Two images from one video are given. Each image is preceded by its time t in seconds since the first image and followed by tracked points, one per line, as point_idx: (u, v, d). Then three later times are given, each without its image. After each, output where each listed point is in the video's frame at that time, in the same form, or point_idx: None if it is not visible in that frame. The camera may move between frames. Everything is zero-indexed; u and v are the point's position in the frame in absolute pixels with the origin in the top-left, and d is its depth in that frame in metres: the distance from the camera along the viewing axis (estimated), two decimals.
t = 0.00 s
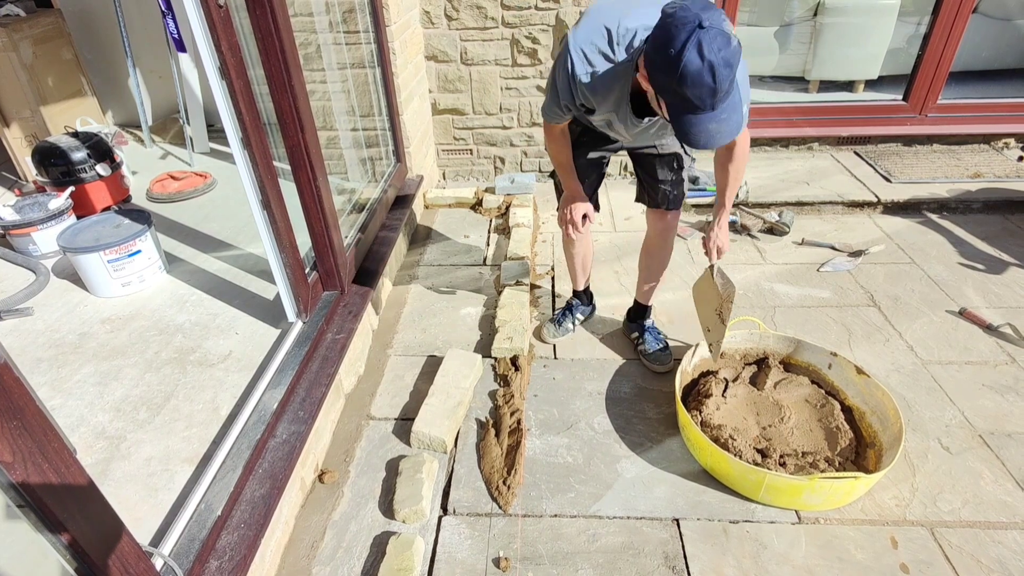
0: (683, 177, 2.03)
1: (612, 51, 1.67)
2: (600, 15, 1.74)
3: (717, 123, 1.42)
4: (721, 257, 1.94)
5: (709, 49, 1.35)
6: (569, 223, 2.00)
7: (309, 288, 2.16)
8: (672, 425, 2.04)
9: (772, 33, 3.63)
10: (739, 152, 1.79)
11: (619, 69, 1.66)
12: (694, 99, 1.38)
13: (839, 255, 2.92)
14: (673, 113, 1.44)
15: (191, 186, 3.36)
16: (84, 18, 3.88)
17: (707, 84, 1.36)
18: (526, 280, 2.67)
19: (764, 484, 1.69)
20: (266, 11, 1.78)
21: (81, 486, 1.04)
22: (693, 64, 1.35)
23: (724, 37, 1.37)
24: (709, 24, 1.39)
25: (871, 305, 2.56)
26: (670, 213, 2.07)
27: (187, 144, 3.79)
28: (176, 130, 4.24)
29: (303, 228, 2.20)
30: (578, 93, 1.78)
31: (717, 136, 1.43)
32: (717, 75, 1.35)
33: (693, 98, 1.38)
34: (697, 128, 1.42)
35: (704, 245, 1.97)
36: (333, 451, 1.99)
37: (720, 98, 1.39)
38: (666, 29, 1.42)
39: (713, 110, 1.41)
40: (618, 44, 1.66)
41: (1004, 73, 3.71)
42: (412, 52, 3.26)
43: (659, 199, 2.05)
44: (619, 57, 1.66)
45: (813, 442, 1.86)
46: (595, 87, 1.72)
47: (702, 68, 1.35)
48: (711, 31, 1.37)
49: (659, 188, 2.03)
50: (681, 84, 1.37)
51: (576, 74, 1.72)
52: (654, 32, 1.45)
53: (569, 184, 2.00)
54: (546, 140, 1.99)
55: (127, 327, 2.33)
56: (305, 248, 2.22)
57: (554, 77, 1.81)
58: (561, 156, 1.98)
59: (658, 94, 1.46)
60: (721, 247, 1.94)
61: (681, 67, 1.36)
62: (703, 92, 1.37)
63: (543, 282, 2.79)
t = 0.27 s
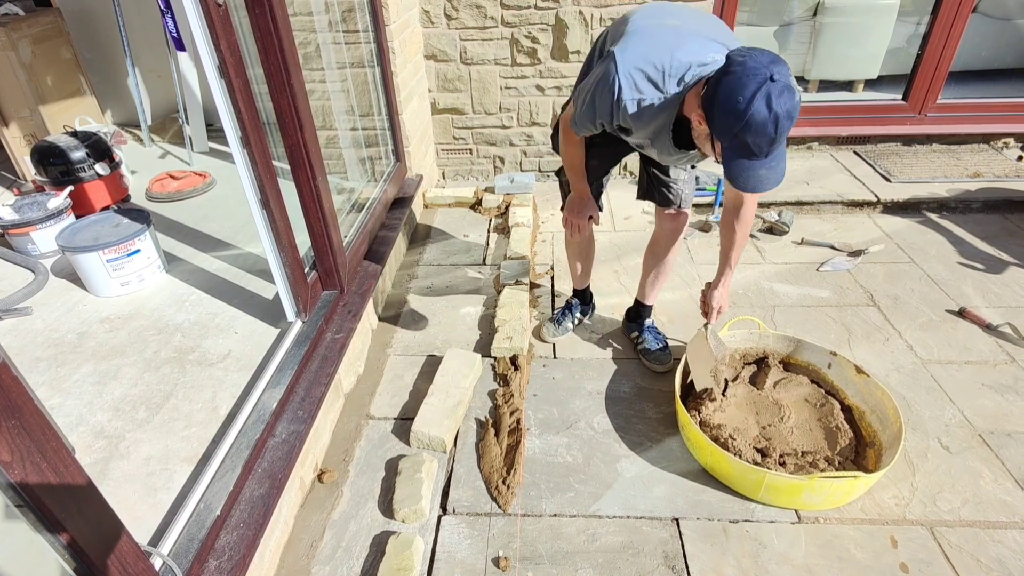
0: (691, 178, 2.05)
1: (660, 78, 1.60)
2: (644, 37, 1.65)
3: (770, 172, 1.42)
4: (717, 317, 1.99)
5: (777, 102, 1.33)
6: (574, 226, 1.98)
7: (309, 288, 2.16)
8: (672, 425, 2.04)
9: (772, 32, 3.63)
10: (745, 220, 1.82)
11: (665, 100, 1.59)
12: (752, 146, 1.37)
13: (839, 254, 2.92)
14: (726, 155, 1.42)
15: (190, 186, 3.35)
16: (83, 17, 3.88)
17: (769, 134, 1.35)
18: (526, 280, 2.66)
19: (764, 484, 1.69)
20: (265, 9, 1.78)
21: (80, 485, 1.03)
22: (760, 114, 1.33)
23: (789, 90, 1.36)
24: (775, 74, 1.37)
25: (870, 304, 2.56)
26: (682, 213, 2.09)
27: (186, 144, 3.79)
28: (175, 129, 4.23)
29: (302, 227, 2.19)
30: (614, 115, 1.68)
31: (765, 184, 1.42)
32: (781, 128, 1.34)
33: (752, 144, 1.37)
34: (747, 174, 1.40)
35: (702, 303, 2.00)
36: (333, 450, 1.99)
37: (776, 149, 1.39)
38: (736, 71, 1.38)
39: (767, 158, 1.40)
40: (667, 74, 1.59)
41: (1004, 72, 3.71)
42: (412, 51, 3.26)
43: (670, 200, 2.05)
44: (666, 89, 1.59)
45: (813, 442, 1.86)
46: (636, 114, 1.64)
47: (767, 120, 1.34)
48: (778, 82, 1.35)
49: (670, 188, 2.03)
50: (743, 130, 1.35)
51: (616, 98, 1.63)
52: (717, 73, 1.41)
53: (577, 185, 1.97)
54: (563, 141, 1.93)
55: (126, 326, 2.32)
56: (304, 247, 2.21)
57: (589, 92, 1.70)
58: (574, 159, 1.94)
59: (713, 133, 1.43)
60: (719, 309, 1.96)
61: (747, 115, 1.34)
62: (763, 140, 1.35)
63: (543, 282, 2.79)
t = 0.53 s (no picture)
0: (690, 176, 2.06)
1: (691, 80, 1.56)
2: (671, 43, 1.62)
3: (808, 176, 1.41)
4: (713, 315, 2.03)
5: (823, 103, 1.33)
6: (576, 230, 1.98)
7: (309, 287, 2.16)
8: (672, 424, 2.04)
9: (772, 32, 3.63)
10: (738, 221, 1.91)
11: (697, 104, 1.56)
12: (795, 147, 1.35)
13: (839, 254, 2.92)
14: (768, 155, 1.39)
15: (190, 185, 3.35)
16: (83, 16, 3.88)
17: (814, 135, 1.34)
18: (526, 279, 2.67)
19: (764, 483, 1.69)
20: (265, 9, 1.78)
21: (80, 485, 1.03)
22: (806, 115, 1.32)
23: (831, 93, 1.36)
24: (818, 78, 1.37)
25: (870, 304, 2.56)
26: (683, 212, 2.09)
27: (186, 143, 3.79)
28: (175, 128, 4.23)
29: (302, 227, 2.19)
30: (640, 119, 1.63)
31: (803, 187, 1.39)
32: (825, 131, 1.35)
33: (795, 144, 1.35)
34: (785, 175, 1.38)
35: (698, 303, 2.05)
36: (333, 450, 1.99)
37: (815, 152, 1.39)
38: (781, 71, 1.36)
39: (805, 161, 1.38)
40: (699, 79, 1.56)
41: (1003, 72, 3.71)
42: (412, 50, 3.26)
43: (672, 199, 2.06)
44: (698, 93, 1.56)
45: (812, 441, 1.86)
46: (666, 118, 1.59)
47: (813, 120, 1.33)
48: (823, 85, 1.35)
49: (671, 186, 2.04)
50: (789, 129, 1.34)
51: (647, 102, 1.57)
52: (759, 74, 1.39)
53: (582, 189, 1.96)
54: (574, 146, 1.89)
55: (126, 325, 2.32)
56: (304, 247, 2.22)
57: (613, 94, 1.63)
58: (583, 166, 1.92)
59: (754, 133, 1.40)
60: (716, 310, 2.01)
61: (795, 115, 1.32)
62: (807, 140, 1.34)
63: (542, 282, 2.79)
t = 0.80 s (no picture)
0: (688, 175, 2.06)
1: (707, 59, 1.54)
2: (681, 26, 1.60)
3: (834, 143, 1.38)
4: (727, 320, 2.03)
5: (849, 63, 1.32)
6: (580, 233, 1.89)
7: (308, 286, 2.16)
8: (671, 423, 2.04)
9: (771, 31, 3.63)
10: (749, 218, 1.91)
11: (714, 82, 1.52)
12: (824, 109, 1.32)
13: (838, 253, 2.93)
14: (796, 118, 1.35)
15: (189, 184, 3.35)
16: (82, 15, 3.87)
17: (840, 96, 1.32)
18: (525, 278, 2.67)
19: (762, 482, 1.69)
20: (264, 8, 1.78)
21: (80, 484, 1.04)
22: (834, 74, 1.30)
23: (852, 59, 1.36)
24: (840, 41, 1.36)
25: (869, 303, 2.57)
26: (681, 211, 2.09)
27: (185, 142, 3.78)
28: (174, 127, 4.23)
29: (301, 226, 2.19)
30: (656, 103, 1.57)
31: (832, 154, 1.35)
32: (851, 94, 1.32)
33: (825, 107, 1.31)
34: (814, 141, 1.34)
35: (711, 306, 2.04)
36: (332, 448, 1.99)
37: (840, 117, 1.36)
38: (803, 35, 1.35)
39: (833, 127, 1.35)
40: (714, 58, 1.54)
41: (1003, 72, 3.71)
42: (411, 50, 3.26)
43: (671, 199, 2.06)
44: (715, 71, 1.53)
45: (811, 440, 1.86)
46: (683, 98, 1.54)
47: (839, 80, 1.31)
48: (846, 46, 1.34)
49: (669, 186, 2.04)
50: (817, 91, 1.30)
51: (661, 84, 1.52)
52: (780, 40, 1.38)
53: (586, 190, 1.88)
54: (581, 144, 1.83)
55: (125, 324, 2.32)
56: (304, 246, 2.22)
57: (625, 78, 1.58)
58: (589, 165, 1.84)
59: (779, 100, 1.37)
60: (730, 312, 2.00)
61: (823, 75, 1.30)
62: (836, 102, 1.31)
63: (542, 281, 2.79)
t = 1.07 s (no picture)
0: (688, 175, 2.06)
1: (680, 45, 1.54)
2: (657, 15, 1.62)
3: (788, 125, 1.38)
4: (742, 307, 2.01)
5: (810, 40, 1.30)
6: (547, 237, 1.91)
7: (308, 285, 2.16)
8: (671, 422, 2.04)
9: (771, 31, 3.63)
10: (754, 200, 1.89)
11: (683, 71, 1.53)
12: (778, 88, 1.32)
13: (838, 253, 2.93)
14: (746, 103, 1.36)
15: (190, 183, 3.35)
16: (82, 14, 3.87)
17: (796, 74, 1.30)
18: (525, 278, 2.67)
19: (763, 481, 1.69)
20: (265, 7, 1.78)
21: (81, 482, 1.04)
22: (791, 52, 1.29)
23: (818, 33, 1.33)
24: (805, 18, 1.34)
25: (869, 302, 2.57)
26: (682, 210, 2.08)
27: (186, 141, 3.78)
28: (175, 126, 4.23)
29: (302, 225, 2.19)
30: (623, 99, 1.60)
31: (783, 137, 1.36)
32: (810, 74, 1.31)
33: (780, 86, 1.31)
34: (765, 121, 1.35)
35: (726, 295, 2.02)
36: (333, 447, 1.99)
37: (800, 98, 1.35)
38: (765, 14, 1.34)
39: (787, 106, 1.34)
40: (688, 44, 1.54)
41: (1003, 72, 3.71)
42: (412, 49, 3.26)
43: (671, 198, 2.06)
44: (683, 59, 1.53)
45: (811, 439, 1.86)
46: (645, 93, 1.56)
47: (793, 59, 1.30)
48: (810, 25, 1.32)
49: (669, 186, 2.04)
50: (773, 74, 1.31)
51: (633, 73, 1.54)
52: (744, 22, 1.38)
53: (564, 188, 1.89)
54: (564, 139, 1.84)
55: (125, 323, 2.33)
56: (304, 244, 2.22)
57: (602, 75, 1.60)
58: (570, 162, 1.85)
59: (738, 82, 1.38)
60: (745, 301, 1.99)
61: (778, 54, 1.29)
62: (790, 81, 1.31)
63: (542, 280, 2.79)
